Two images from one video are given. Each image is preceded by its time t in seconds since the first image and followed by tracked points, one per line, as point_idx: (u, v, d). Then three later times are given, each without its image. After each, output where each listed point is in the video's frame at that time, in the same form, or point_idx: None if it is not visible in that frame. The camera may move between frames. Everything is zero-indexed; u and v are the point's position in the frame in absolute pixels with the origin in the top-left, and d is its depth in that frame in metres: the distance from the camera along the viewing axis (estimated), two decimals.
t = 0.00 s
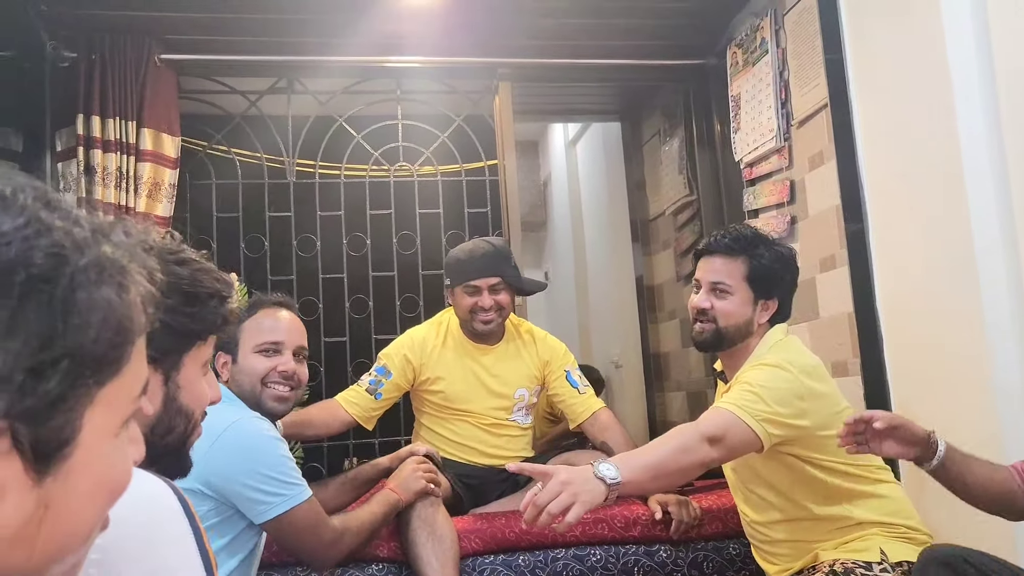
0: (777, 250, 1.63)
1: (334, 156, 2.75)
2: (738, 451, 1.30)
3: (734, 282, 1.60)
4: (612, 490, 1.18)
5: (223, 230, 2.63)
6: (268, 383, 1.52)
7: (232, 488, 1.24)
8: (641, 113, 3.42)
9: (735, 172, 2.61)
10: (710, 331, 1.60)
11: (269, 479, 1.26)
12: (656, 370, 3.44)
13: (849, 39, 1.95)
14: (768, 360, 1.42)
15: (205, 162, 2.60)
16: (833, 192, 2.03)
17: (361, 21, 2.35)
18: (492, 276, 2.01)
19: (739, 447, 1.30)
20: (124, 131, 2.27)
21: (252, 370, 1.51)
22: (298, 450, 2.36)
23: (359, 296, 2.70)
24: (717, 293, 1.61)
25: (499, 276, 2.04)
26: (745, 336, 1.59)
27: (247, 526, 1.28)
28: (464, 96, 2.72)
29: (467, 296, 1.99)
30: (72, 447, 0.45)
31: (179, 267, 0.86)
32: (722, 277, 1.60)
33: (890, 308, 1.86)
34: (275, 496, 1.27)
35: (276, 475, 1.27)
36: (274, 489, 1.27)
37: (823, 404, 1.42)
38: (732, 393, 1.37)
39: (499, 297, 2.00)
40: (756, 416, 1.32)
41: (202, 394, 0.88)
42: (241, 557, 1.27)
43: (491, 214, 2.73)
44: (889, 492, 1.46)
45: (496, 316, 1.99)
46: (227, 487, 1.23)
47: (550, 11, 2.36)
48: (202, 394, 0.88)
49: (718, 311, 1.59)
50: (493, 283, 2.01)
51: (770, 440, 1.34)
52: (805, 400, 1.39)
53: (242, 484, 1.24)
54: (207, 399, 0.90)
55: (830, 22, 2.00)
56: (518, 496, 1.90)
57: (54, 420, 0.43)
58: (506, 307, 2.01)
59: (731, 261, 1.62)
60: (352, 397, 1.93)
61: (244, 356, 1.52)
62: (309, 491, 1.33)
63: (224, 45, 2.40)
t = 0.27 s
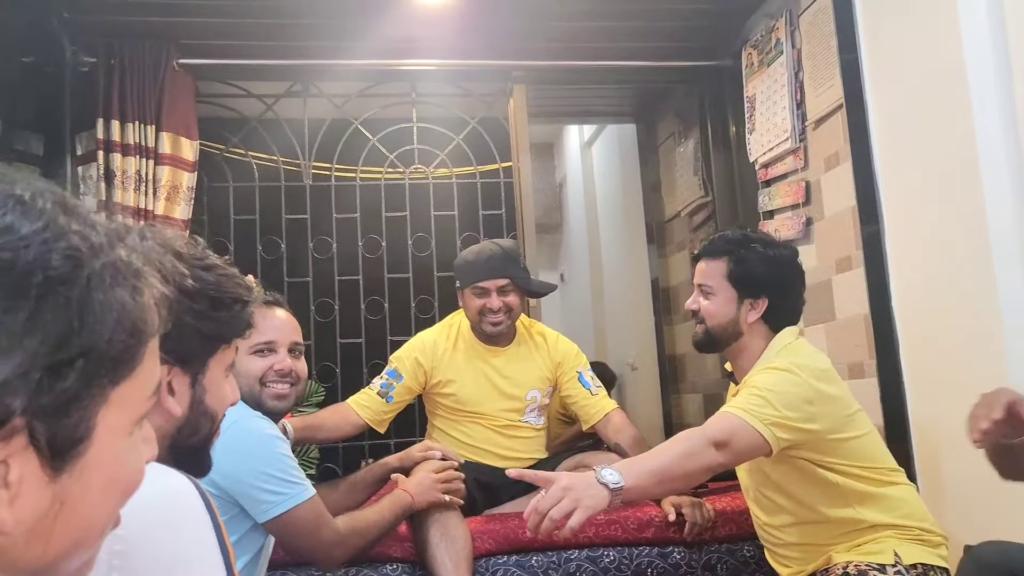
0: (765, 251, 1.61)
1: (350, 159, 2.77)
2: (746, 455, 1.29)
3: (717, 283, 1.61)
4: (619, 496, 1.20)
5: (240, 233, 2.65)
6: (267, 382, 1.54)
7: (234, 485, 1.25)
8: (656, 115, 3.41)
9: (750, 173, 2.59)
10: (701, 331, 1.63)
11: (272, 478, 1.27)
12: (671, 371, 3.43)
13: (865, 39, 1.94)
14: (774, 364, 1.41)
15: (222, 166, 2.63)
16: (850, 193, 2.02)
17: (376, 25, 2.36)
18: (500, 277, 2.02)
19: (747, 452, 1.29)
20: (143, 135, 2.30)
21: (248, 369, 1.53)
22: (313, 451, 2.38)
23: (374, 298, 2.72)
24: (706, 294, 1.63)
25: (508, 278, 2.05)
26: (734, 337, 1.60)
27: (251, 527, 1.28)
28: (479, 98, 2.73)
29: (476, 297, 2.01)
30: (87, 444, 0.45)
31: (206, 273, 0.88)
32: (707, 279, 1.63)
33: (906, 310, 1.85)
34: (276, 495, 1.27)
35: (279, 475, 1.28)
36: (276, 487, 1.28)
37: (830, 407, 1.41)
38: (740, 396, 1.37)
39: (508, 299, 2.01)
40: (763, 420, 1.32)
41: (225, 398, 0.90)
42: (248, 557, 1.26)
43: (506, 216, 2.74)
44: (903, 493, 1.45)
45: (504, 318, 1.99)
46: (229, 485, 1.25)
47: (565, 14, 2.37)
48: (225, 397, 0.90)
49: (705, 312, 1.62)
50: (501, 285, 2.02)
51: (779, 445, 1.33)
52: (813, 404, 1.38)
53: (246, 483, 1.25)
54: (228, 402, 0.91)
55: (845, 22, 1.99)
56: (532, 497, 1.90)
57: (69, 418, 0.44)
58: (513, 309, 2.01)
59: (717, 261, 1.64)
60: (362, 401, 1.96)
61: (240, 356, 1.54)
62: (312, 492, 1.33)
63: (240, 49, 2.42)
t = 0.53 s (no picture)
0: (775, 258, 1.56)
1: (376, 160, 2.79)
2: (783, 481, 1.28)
3: (746, 308, 1.53)
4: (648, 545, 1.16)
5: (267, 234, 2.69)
6: (295, 381, 1.55)
7: (256, 488, 1.27)
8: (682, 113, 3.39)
9: (776, 171, 2.57)
10: (738, 359, 1.56)
11: (294, 486, 1.29)
12: (698, 371, 3.42)
13: (892, 34, 1.92)
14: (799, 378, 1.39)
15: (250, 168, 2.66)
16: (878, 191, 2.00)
17: (401, 27, 2.38)
18: (524, 279, 2.02)
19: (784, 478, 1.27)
20: (172, 139, 2.34)
21: (276, 370, 1.54)
22: (340, 450, 2.40)
23: (400, 298, 2.75)
24: (733, 321, 1.55)
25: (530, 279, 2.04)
26: (773, 351, 1.54)
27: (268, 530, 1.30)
28: (504, 99, 2.73)
29: (499, 299, 2.01)
30: (109, 440, 0.47)
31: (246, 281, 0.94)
32: (731, 308, 1.55)
33: (934, 309, 1.83)
34: (295, 502, 1.29)
35: (301, 484, 1.29)
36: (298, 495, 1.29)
37: (860, 411, 1.39)
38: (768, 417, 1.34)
39: (531, 300, 2.01)
40: (800, 442, 1.29)
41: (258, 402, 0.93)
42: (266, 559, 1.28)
43: (530, 215, 2.75)
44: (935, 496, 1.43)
45: (528, 320, 2.00)
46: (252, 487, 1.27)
47: (588, 13, 2.36)
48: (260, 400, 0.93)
49: (740, 339, 1.55)
50: (524, 286, 2.01)
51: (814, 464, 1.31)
52: (844, 417, 1.36)
53: (268, 488, 1.27)
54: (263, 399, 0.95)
55: (872, 18, 1.96)
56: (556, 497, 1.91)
57: (90, 415, 0.45)
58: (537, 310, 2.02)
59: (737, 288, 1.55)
60: (385, 400, 1.97)
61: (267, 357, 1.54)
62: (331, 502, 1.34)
63: (266, 53, 2.45)
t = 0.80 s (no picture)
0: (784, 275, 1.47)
1: (402, 153, 2.80)
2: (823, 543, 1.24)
3: (755, 334, 1.44)
4: None
5: (295, 228, 2.71)
6: (352, 373, 1.56)
7: (293, 486, 1.27)
8: (711, 102, 3.35)
9: (807, 159, 2.53)
10: (753, 384, 1.47)
11: (327, 484, 1.29)
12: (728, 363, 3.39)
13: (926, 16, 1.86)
14: (816, 417, 1.31)
15: (277, 163, 2.68)
16: (911, 177, 1.95)
17: (426, 20, 2.37)
18: (557, 265, 2.00)
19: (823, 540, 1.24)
20: (201, 135, 2.37)
21: (338, 363, 1.54)
22: (368, 442, 2.41)
23: (427, 291, 2.76)
24: (743, 349, 1.46)
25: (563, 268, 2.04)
26: (789, 373, 1.45)
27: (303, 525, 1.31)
28: (531, 90, 2.73)
29: (534, 288, 1.99)
30: (118, 428, 0.47)
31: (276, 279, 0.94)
32: (740, 337, 1.45)
33: (970, 298, 1.78)
34: (331, 500, 1.29)
35: (334, 481, 1.29)
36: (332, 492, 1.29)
37: (882, 437, 1.33)
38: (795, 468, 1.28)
39: (565, 287, 2.00)
40: (829, 498, 1.24)
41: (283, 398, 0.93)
42: (299, 554, 1.30)
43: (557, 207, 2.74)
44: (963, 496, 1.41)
45: (562, 307, 1.99)
46: (289, 484, 1.27)
47: (614, 3, 2.34)
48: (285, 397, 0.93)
49: (753, 365, 1.46)
50: (558, 273, 2.00)
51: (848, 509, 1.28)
52: (872, 452, 1.31)
53: (305, 487, 1.27)
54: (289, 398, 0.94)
55: None
56: (582, 489, 1.90)
57: (101, 403, 0.45)
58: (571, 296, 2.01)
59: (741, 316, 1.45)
60: (414, 390, 1.98)
61: (326, 350, 1.53)
62: (365, 500, 1.35)
63: (291, 48, 2.46)
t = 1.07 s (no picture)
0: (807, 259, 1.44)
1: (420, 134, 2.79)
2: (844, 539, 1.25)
3: (768, 312, 1.42)
4: None
5: (315, 211, 2.72)
6: (373, 356, 1.55)
7: (314, 468, 1.27)
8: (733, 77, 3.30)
9: (831, 132, 2.49)
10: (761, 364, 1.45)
11: (348, 465, 1.29)
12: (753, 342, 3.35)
13: None
14: (831, 411, 1.29)
15: (296, 146, 2.69)
16: (936, 148, 1.91)
17: None
18: (576, 236, 2.03)
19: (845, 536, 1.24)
20: (219, 118, 2.38)
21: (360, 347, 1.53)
22: (389, 422, 2.43)
23: (446, 272, 2.76)
24: (757, 326, 1.44)
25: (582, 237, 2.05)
26: (799, 361, 1.42)
27: (324, 505, 1.32)
28: (548, 68, 2.71)
29: (557, 259, 1.99)
30: (101, 393, 0.47)
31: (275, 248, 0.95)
32: (757, 311, 1.43)
33: (998, 271, 1.74)
34: (352, 481, 1.30)
35: (355, 461, 1.30)
36: (354, 472, 1.30)
37: (899, 427, 1.30)
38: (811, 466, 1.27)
39: (586, 257, 2.02)
40: (844, 495, 1.24)
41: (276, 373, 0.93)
42: (320, 532, 1.32)
43: (576, 185, 2.72)
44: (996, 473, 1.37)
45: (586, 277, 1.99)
46: (309, 467, 1.27)
47: None
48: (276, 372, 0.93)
49: (765, 346, 1.43)
50: (580, 243, 2.02)
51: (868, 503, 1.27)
52: (890, 444, 1.28)
53: (325, 469, 1.28)
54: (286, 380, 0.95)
55: None
56: (601, 468, 1.89)
57: (84, 367, 0.45)
58: (591, 266, 2.02)
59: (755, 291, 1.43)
60: (434, 369, 1.98)
61: (348, 333, 1.53)
62: (386, 479, 1.36)
63: (308, 30, 2.46)
